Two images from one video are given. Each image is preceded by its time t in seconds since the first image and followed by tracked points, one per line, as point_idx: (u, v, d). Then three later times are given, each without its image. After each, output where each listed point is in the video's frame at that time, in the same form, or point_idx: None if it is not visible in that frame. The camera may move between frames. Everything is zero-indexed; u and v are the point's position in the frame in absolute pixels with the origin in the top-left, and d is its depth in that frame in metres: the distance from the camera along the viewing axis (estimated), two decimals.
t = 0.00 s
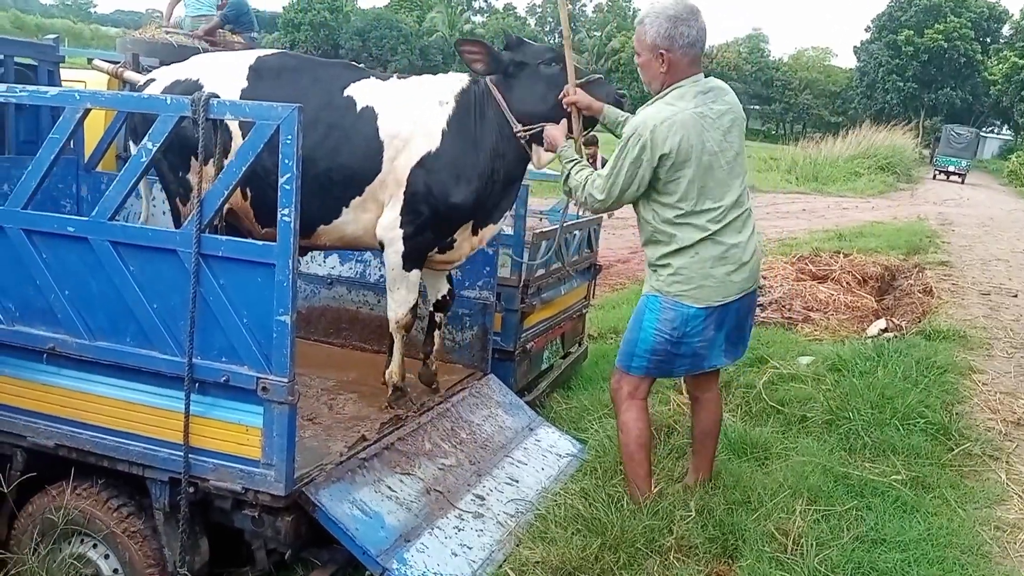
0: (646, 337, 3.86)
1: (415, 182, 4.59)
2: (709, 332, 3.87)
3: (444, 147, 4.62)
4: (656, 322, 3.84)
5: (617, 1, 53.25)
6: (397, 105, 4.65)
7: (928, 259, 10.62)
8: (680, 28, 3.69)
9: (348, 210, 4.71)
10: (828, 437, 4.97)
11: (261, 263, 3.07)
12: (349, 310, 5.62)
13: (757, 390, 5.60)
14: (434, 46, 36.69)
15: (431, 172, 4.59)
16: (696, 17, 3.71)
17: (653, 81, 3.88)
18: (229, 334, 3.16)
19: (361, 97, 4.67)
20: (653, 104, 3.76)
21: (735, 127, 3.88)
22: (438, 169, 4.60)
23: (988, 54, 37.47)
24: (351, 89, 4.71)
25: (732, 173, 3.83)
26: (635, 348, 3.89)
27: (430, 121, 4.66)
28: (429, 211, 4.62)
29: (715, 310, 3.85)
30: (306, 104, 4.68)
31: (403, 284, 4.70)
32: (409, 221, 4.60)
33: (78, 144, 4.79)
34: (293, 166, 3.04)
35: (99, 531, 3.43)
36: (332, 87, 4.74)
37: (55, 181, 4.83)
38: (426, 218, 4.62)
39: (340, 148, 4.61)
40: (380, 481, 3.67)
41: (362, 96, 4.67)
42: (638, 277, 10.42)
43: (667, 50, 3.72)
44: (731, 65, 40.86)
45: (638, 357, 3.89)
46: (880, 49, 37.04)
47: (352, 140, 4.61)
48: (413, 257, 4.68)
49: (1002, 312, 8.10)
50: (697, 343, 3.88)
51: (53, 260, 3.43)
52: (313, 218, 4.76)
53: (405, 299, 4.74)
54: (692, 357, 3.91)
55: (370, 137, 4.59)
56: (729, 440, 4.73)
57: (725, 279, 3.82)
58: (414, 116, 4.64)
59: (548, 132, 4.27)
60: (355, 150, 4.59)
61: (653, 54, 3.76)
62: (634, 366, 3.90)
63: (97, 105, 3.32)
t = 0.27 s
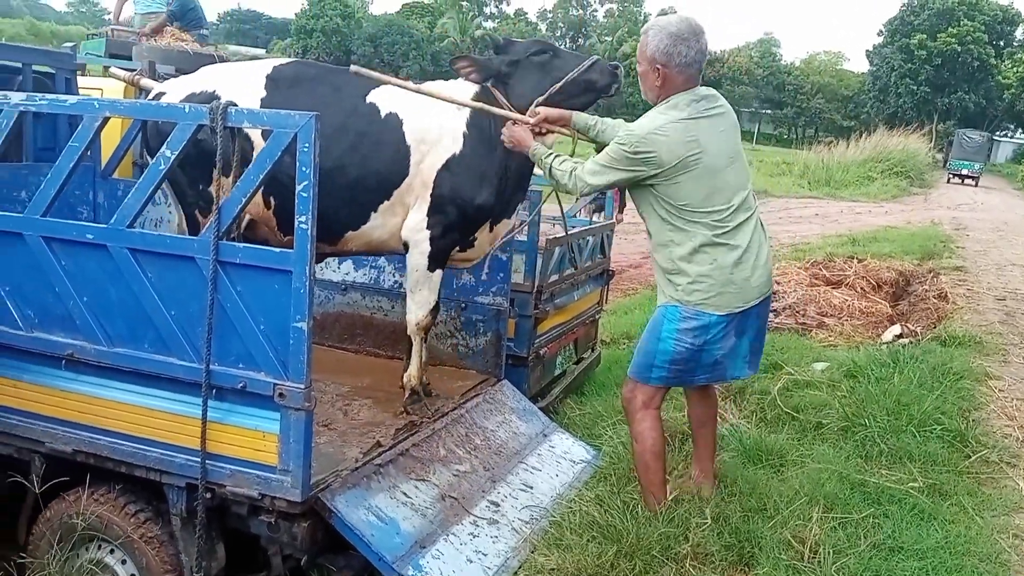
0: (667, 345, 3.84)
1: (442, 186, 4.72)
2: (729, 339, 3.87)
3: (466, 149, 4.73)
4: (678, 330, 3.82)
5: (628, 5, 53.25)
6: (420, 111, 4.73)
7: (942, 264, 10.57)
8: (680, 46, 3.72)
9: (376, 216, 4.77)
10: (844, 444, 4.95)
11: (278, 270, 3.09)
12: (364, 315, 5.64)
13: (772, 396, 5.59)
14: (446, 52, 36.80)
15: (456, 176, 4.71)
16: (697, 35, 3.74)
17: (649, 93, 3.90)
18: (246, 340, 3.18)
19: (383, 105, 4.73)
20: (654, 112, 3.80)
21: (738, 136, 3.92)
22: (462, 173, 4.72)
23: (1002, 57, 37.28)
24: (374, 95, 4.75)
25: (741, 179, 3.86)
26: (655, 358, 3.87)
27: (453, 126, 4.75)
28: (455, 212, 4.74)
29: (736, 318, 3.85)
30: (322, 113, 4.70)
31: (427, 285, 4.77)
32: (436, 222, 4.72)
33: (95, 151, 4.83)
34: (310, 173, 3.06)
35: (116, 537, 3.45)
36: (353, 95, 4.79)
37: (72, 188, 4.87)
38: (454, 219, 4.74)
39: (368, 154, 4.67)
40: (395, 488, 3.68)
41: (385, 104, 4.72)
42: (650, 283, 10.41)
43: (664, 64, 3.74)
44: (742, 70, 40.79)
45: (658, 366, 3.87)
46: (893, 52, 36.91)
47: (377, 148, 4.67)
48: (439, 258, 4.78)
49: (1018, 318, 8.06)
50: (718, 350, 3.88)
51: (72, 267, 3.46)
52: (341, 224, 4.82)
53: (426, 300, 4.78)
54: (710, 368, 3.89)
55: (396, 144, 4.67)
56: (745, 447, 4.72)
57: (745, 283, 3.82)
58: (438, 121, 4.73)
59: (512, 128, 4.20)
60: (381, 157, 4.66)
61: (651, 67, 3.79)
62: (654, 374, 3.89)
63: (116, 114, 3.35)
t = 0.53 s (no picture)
0: (672, 355, 3.94)
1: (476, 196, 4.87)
2: (732, 352, 3.98)
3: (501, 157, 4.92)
4: (683, 344, 3.91)
5: (643, 11, 53.22)
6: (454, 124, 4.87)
7: (965, 269, 10.48)
8: (681, 74, 3.85)
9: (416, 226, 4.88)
10: (868, 452, 4.91)
11: (302, 282, 3.11)
12: (384, 325, 5.66)
13: (794, 403, 5.56)
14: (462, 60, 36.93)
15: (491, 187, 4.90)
16: (697, 62, 3.86)
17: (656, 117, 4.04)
18: (271, 352, 3.20)
19: (419, 118, 4.85)
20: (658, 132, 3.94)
21: (743, 155, 4.02)
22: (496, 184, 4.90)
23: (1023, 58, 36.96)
24: (408, 109, 4.86)
25: (746, 196, 3.95)
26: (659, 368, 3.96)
27: (487, 139, 4.91)
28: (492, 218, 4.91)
29: (740, 331, 3.95)
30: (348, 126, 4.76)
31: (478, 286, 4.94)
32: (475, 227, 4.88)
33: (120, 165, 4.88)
34: (334, 187, 3.08)
35: (143, 548, 3.47)
36: (381, 108, 4.86)
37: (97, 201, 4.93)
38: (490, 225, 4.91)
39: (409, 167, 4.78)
40: (418, 498, 3.69)
41: (420, 117, 4.84)
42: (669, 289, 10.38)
43: (667, 89, 3.88)
44: (759, 74, 40.58)
45: (662, 376, 3.97)
46: (912, 55, 36.67)
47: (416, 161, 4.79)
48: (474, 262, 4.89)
49: None
50: (721, 362, 3.98)
51: (99, 281, 3.50)
52: (383, 234, 4.91)
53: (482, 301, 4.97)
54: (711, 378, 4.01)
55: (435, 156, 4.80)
56: (767, 456, 4.69)
57: (752, 296, 3.91)
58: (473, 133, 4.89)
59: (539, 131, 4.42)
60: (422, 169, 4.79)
61: (654, 93, 3.93)
62: (658, 384, 3.98)
63: (142, 129, 3.39)
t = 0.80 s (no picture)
0: (669, 369, 3.98)
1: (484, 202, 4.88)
2: (726, 368, 4.03)
3: (535, 185, 5.15)
4: (680, 359, 3.96)
5: (650, 15, 53.25)
6: (488, 150, 5.03)
7: (973, 275, 10.45)
8: (684, 103, 4.01)
9: (451, 241, 5.02)
10: (877, 461, 4.89)
11: (311, 291, 3.11)
12: (391, 332, 5.66)
13: (802, 411, 5.54)
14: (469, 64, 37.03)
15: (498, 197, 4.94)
16: (701, 93, 4.01)
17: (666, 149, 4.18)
18: (280, 360, 3.21)
19: (456, 140, 4.98)
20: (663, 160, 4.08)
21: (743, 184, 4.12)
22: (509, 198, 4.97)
23: None
24: (446, 130, 4.98)
25: (743, 222, 4.04)
26: (656, 381, 4.01)
27: (520, 168, 5.12)
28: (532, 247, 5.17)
29: (735, 350, 4.01)
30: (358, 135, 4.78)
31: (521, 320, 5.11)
32: (518, 260, 5.14)
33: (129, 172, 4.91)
34: (344, 196, 3.09)
35: (151, 556, 3.48)
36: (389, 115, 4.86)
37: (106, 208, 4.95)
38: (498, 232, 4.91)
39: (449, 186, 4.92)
40: (426, 506, 3.69)
41: (458, 140, 4.97)
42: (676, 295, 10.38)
43: (671, 118, 4.04)
44: (766, 78, 40.55)
45: (659, 390, 4.01)
46: (919, 59, 36.60)
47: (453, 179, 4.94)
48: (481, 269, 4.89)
49: None
50: (714, 378, 4.03)
51: (108, 289, 3.51)
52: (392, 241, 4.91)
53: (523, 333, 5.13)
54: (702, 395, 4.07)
55: (473, 176, 4.96)
56: (775, 465, 4.68)
57: (745, 317, 3.97)
58: (508, 160, 5.08)
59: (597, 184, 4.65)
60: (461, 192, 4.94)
61: (662, 123, 4.10)
62: (655, 397, 4.03)
63: (153, 138, 3.40)
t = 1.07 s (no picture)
0: (671, 375, 3.98)
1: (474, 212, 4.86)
2: (729, 373, 4.00)
3: (552, 211, 5.13)
4: (681, 364, 3.95)
5: (642, 23, 53.44)
6: (512, 176, 5.02)
7: (963, 283, 10.49)
8: (675, 117, 4.11)
9: (444, 254, 4.96)
10: (868, 471, 4.89)
11: (302, 302, 3.10)
12: (383, 342, 5.65)
13: (792, 420, 5.55)
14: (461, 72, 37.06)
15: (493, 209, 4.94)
16: (689, 107, 4.12)
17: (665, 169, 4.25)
18: (271, 371, 3.19)
19: (481, 165, 4.97)
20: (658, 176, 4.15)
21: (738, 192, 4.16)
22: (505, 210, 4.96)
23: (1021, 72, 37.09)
24: (472, 155, 4.96)
25: (739, 226, 4.06)
26: (659, 387, 4.01)
27: (542, 195, 5.10)
28: (545, 271, 5.18)
29: (739, 354, 3.98)
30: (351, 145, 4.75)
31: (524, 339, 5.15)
32: (528, 281, 5.14)
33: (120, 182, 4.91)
34: (336, 207, 3.08)
35: (139, 568, 3.45)
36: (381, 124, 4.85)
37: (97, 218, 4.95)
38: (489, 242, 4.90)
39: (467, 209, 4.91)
40: (416, 518, 3.67)
41: (483, 166, 4.96)
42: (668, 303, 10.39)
43: (664, 133, 4.15)
44: (758, 87, 40.68)
45: (661, 397, 4.01)
46: (910, 68, 36.79)
47: (461, 196, 4.88)
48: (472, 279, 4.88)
49: None
50: (718, 383, 4.00)
51: (98, 299, 3.49)
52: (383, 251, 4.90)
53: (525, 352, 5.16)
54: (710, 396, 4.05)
55: (466, 186, 4.93)
56: (766, 475, 4.68)
57: (746, 319, 3.95)
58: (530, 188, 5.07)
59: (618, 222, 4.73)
60: (482, 214, 4.94)
61: (657, 143, 4.21)
62: (657, 404, 4.02)
63: (144, 148, 3.38)
